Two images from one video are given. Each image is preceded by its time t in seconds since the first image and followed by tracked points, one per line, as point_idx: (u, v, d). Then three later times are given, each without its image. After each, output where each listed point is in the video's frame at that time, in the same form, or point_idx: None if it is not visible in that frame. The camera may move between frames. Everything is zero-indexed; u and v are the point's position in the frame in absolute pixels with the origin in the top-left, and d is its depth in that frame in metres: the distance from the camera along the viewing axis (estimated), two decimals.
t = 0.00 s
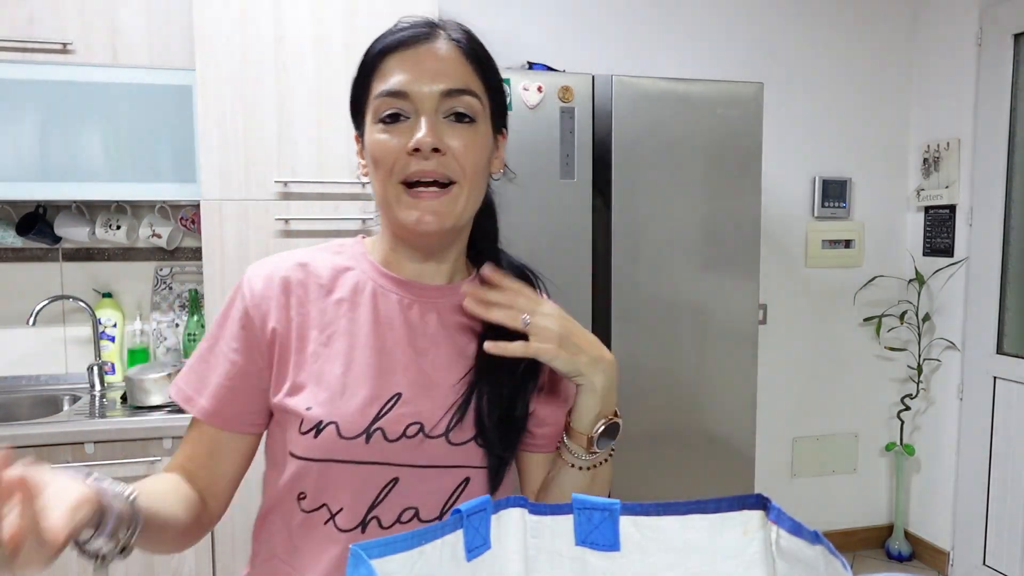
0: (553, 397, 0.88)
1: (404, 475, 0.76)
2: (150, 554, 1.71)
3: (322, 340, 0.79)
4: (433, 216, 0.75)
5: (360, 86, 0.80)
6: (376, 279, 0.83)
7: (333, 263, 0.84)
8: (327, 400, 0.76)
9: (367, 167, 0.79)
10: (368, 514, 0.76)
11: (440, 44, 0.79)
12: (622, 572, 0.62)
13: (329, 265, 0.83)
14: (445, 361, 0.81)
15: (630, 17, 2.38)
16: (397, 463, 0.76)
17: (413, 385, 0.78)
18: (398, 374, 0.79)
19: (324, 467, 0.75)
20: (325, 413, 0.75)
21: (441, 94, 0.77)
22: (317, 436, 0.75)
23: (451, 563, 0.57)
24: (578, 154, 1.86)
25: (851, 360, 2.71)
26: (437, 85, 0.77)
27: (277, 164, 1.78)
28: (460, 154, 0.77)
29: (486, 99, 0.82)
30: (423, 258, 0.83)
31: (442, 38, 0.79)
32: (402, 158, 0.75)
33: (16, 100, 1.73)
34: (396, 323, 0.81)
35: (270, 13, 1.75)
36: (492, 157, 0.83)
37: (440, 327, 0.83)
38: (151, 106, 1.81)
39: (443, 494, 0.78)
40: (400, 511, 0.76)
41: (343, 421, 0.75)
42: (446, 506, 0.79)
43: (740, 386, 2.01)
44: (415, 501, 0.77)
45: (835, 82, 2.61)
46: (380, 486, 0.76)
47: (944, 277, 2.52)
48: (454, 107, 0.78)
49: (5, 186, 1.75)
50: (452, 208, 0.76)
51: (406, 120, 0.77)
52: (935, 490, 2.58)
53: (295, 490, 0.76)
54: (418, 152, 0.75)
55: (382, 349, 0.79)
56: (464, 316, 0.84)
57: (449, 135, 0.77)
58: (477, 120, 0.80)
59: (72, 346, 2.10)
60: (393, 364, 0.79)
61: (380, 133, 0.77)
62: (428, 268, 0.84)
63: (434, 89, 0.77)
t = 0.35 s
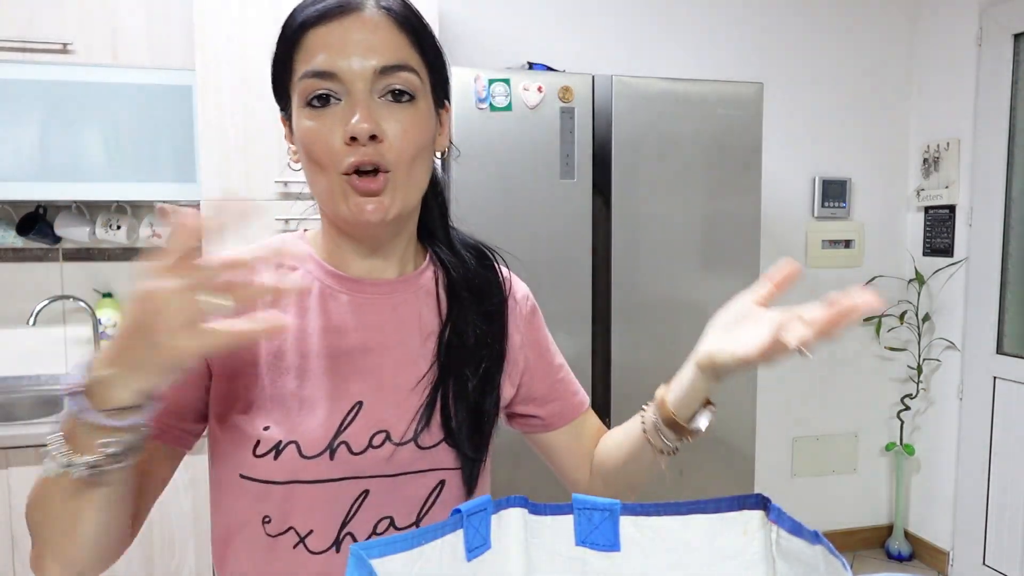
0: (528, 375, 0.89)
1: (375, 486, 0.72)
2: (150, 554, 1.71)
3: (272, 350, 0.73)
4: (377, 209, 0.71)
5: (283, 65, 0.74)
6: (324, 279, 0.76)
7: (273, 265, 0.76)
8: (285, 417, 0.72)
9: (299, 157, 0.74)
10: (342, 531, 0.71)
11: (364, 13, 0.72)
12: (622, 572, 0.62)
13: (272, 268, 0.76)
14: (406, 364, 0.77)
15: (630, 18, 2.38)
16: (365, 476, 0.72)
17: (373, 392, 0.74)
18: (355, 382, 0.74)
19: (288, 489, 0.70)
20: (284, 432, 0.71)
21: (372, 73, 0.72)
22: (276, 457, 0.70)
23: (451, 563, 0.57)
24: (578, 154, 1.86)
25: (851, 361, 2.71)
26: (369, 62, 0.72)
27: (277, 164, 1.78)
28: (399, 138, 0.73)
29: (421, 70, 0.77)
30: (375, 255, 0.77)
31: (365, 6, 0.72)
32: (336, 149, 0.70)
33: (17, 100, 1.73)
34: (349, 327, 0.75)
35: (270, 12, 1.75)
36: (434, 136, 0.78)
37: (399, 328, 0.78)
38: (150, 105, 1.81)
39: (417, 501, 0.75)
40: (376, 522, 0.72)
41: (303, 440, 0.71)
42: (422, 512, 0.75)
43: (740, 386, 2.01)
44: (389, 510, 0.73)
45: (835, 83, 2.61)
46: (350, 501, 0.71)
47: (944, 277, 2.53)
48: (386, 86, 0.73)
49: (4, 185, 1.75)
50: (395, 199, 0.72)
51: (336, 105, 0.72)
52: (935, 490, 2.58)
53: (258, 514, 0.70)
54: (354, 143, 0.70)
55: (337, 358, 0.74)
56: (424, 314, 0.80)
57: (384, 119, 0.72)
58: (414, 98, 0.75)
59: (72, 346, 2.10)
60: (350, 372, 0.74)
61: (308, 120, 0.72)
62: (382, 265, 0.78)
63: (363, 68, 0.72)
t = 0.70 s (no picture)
0: (563, 391, 0.83)
1: (410, 493, 0.72)
2: (149, 554, 1.71)
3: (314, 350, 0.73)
4: (409, 209, 0.70)
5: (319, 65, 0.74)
6: (364, 277, 0.76)
7: (320, 261, 0.77)
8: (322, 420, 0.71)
9: (336, 158, 0.74)
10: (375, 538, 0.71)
11: (392, 7, 0.71)
12: (621, 571, 0.62)
13: (315, 264, 0.77)
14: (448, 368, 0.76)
15: (630, 17, 2.38)
16: (401, 482, 0.72)
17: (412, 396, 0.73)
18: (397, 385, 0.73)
19: (323, 494, 0.70)
20: (320, 435, 0.71)
21: (401, 68, 0.71)
22: (310, 460, 0.71)
23: (451, 563, 0.57)
24: (579, 154, 1.86)
25: (851, 360, 2.71)
26: (397, 58, 0.70)
27: (277, 164, 1.78)
28: (431, 134, 0.71)
29: (456, 61, 0.75)
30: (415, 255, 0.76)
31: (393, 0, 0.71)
32: (367, 150, 0.70)
33: (16, 100, 1.73)
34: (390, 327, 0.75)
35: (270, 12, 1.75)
36: (473, 132, 0.77)
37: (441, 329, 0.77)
38: (150, 105, 1.81)
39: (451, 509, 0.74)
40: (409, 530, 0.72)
41: (339, 442, 0.71)
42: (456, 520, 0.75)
43: (741, 386, 2.01)
44: (423, 519, 0.72)
45: (835, 83, 2.61)
46: (386, 507, 0.71)
47: (943, 277, 2.53)
48: (415, 81, 0.72)
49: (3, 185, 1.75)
50: (429, 199, 0.71)
51: (366, 104, 0.71)
52: (935, 490, 2.58)
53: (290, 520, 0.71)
54: (383, 142, 0.69)
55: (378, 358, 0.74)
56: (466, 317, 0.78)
57: (415, 115, 0.71)
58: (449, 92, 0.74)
59: (71, 346, 2.11)
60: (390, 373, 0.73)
61: (341, 121, 0.72)
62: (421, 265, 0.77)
63: (391, 63, 0.70)
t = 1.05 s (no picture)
0: (626, 410, 0.83)
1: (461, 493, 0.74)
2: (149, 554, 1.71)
3: (375, 345, 0.76)
4: (449, 230, 0.71)
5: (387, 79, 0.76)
6: (431, 278, 0.79)
7: (390, 260, 0.81)
8: (380, 411, 0.73)
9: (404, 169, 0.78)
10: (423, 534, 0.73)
11: (435, 24, 0.69)
12: (622, 571, 0.62)
13: (387, 264, 0.81)
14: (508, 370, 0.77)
15: (630, 17, 2.38)
16: (454, 482, 0.73)
17: (471, 397, 0.75)
18: (457, 384, 0.75)
19: (375, 486, 0.72)
20: (376, 427, 0.72)
21: (441, 88, 0.70)
22: (367, 451, 0.72)
23: (451, 563, 0.57)
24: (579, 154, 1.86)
25: (851, 360, 2.71)
26: (435, 79, 0.69)
27: (276, 164, 1.78)
28: (471, 154, 0.70)
29: (508, 69, 0.71)
30: (479, 260, 0.80)
31: (439, 16, 0.69)
32: (413, 172, 0.72)
33: (14, 100, 1.73)
34: (452, 326, 0.77)
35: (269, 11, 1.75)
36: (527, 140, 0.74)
37: (502, 330, 0.78)
38: (149, 105, 1.81)
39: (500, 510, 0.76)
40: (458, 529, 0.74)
41: (393, 436, 0.72)
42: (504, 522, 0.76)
43: (741, 386, 2.01)
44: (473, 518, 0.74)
45: (835, 83, 2.61)
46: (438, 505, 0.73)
47: (944, 277, 2.53)
48: (456, 98, 0.70)
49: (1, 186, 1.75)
50: (468, 220, 0.71)
51: (414, 122, 0.72)
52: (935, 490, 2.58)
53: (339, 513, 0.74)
54: (424, 166, 0.70)
55: (441, 357, 0.75)
56: (531, 320, 0.80)
57: (457, 134, 0.70)
58: (496, 105, 0.71)
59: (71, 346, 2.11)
60: (452, 372, 0.75)
61: (398, 138, 0.74)
62: (486, 270, 0.80)
63: (431, 84, 0.69)
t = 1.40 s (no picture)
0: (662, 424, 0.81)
1: (459, 496, 0.73)
2: (149, 554, 1.71)
3: (395, 346, 0.78)
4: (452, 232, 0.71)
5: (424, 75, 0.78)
6: (457, 280, 0.80)
7: (417, 258, 0.83)
8: (388, 409, 0.74)
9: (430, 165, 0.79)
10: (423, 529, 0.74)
11: (461, 24, 0.69)
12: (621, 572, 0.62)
13: (415, 263, 0.83)
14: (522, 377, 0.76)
15: (630, 18, 2.38)
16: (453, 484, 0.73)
17: (480, 404, 0.73)
18: (469, 388, 0.74)
19: (377, 480, 0.75)
20: (383, 425, 0.74)
21: (455, 88, 0.68)
22: (372, 445, 0.75)
23: (451, 564, 0.57)
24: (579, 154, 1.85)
25: (851, 361, 2.71)
26: (450, 77, 0.68)
27: (276, 164, 1.78)
28: (477, 158, 0.68)
29: (529, 75, 0.69)
30: (498, 262, 0.80)
31: (467, 16, 0.69)
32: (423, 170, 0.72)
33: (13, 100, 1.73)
34: (468, 328, 0.77)
35: (270, 12, 1.75)
36: (542, 148, 0.71)
37: (519, 337, 0.77)
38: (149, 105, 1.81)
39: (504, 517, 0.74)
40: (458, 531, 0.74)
41: (400, 434, 0.73)
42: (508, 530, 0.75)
43: (741, 386, 2.01)
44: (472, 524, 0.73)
45: (835, 83, 2.61)
46: (438, 504, 0.74)
47: (944, 277, 2.53)
48: (470, 99, 0.69)
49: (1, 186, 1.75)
50: (470, 225, 0.71)
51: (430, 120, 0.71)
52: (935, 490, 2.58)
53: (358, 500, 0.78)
54: (432, 165, 0.70)
55: (456, 362, 0.75)
56: (553, 327, 0.78)
57: (467, 136, 0.69)
58: (511, 108, 0.69)
59: (71, 346, 2.11)
60: (466, 375, 0.75)
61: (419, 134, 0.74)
62: (508, 274, 0.80)
63: (445, 82, 0.69)
